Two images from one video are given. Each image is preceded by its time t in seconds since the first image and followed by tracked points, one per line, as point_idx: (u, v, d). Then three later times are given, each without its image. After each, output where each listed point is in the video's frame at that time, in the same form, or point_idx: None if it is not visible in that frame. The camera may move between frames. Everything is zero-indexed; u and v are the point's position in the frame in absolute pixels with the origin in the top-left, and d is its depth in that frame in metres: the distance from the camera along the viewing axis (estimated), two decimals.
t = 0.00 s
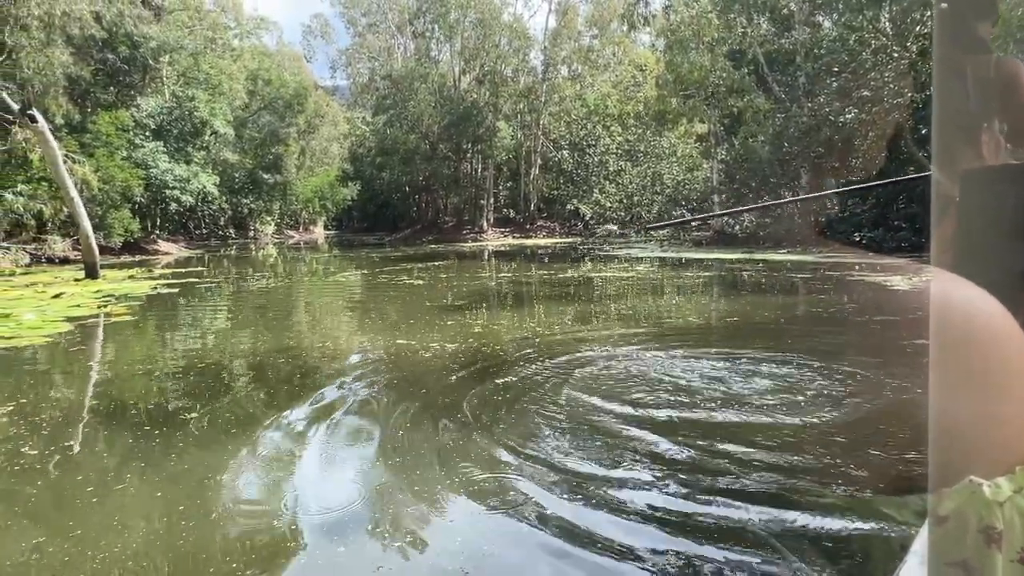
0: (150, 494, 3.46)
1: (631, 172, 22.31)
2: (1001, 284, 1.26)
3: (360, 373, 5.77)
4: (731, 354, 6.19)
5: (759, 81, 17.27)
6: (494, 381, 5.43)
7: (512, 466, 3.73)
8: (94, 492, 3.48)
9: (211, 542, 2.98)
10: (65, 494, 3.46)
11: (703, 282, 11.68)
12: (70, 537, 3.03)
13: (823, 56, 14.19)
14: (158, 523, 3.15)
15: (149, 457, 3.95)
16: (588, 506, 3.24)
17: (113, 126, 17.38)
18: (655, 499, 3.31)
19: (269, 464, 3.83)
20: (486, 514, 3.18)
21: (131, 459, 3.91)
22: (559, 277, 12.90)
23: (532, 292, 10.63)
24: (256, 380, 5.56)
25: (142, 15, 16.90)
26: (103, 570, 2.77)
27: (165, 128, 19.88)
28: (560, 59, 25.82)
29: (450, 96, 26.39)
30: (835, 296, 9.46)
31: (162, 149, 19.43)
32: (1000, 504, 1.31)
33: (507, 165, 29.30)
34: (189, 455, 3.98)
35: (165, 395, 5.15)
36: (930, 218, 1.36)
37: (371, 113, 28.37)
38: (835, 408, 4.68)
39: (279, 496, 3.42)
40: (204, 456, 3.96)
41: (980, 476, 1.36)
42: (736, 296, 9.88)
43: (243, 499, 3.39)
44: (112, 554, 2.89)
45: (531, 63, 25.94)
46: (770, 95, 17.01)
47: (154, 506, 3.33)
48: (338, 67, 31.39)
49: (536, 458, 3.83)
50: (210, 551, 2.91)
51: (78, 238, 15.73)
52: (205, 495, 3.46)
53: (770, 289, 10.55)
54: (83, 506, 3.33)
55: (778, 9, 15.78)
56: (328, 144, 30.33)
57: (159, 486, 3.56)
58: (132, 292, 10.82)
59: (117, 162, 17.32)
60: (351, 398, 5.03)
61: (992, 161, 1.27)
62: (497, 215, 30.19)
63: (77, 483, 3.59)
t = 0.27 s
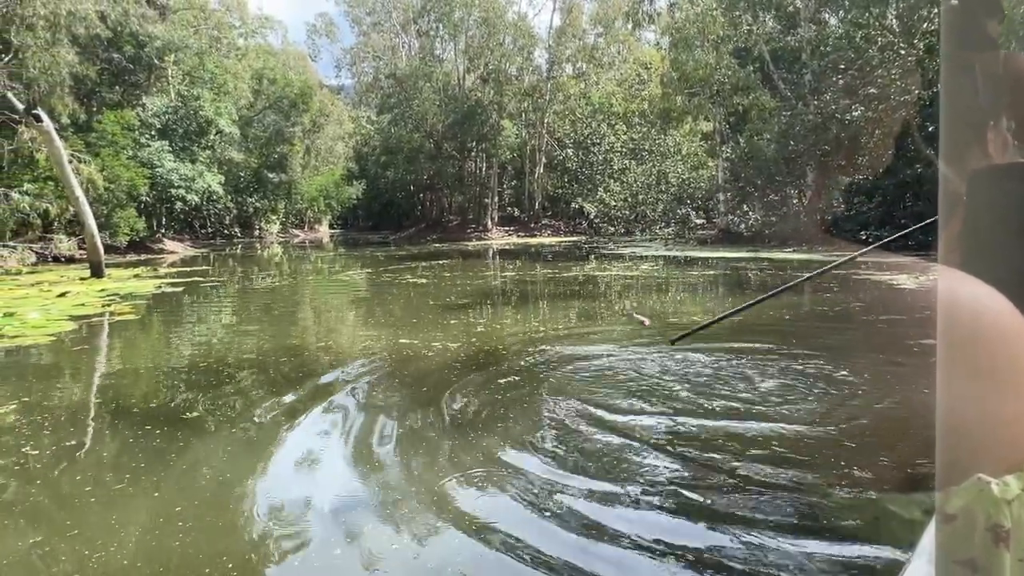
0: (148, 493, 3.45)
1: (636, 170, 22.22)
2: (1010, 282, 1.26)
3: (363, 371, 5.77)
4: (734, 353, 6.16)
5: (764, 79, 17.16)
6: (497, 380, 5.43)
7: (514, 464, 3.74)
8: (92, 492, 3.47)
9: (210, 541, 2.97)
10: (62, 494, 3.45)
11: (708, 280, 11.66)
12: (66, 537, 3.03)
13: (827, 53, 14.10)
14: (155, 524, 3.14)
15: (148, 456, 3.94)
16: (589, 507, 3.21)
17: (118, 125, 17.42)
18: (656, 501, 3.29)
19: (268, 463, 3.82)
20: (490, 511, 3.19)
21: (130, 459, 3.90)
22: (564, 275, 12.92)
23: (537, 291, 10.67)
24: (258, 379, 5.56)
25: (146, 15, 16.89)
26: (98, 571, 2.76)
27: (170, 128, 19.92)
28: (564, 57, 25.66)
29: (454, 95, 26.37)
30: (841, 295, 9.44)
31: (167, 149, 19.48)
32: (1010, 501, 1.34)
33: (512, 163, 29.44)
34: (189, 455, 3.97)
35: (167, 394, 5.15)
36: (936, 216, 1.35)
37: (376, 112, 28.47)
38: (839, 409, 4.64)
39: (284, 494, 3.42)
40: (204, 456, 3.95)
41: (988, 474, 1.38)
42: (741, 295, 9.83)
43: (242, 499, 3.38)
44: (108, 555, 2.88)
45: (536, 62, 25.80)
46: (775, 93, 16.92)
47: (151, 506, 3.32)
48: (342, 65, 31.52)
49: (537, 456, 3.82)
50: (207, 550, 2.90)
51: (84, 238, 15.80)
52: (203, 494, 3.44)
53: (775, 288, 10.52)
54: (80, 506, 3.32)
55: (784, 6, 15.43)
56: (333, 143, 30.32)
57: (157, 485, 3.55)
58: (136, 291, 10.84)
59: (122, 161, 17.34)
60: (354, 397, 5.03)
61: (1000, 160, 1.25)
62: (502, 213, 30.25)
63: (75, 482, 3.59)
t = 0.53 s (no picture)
0: (146, 494, 3.45)
1: (641, 168, 22.11)
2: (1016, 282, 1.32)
3: (366, 370, 5.77)
4: (740, 352, 6.13)
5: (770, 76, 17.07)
6: (500, 379, 5.41)
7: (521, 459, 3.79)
8: (89, 492, 3.47)
9: (211, 541, 2.97)
10: (60, 494, 3.45)
11: (713, 279, 11.62)
12: (63, 537, 3.02)
13: (833, 51, 13.93)
14: (152, 524, 3.13)
15: (147, 456, 3.93)
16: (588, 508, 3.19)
17: (124, 125, 17.46)
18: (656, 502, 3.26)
19: (269, 463, 3.82)
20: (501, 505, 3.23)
21: (128, 459, 3.90)
22: (568, 273, 12.90)
23: (541, 289, 10.66)
24: (258, 379, 5.55)
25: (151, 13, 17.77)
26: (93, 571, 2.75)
27: (176, 127, 19.94)
28: (569, 55, 26.25)
29: (459, 93, 26.32)
30: (848, 294, 9.40)
31: (173, 147, 19.55)
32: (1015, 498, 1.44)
33: (516, 162, 29.42)
34: (188, 455, 3.96)
35: (168, 393, 5.14)
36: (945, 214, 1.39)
37: (380, 110, 28.52)
38: (845, 408, 4.59)
39: (299, 489, 3.49)
40: (203, 456, 3.94)
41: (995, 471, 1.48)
42: (746, 294, 9.77)
43: (241, 498, 3.38)
44: (106, 555, 2.88)
45: (540, 60, 26.39)
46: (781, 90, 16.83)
47: (149, 507, 3.31)
48: (347, 63, 30.85)
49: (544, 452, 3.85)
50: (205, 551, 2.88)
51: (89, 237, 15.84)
52: (201, 494, 3.44)
53: (781, 286, 10.49)
54: (78, 506, 3.31)
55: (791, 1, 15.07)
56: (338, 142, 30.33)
57: (155, 485, 3.55)
58: (140, 290, 10.87)
59: (129, 160, 17.38)
60: (360, 395, 5.05)
61: (1007, 157, 1.30)
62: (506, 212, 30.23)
63: (73, 482, 3.58)
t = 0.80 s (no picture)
0: (144, 493, 3.44)
1: (646, 167, 21.98)
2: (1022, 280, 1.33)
3: (369, 369, 5.77)
4: (746, 352, 6.09)
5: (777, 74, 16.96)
6: (502, 378, 5.39)
7: (526, 457, 3.79)
8: (88, 490, 3.47)
9: (208, 540, 2.96)
10: (60, 492, 3.46)
11: (719, 278, 11.57)
12: (68, 534, 3.03)
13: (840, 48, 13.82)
14: (148, 523, 3.12)
15: (149, 455, 3.94)
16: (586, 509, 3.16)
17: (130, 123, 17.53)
18: (656, 501, 3.23)
19: (269, 462, 3.81)
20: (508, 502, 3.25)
21: (128, 457, 3.90)
22: (573, 272, 12.89)
23: (547, 287, 10.66)
24: (262, 377, 5.55)
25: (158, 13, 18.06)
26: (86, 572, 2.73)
27: (182, 125, 20.02)
28: (574, 53, 26.19)
29: (464, 91, 26.35)
30: (855, 292, 9.35)
31: (179, 146, 19.62)
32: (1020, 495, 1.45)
33: (522, 160, 29.42)
34: (188, 453, 3.96)
35: (171, 392, 5.14)
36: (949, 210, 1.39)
37: (385, 109, 28.61)
38: (851, 409, 4.54)
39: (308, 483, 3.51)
40: (202, 454, 3.94)
41: (1001, 467, 1.48)
42: (752, 293, 9.70)
43: (239, 498, 3.36)
44: (104, 554, 2.87)
45: (546, 58, 26.25)
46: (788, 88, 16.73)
47: (146, 506, 3.30)
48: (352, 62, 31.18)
49: (549, 450, 3.87)
50: (201, 551, 2.87)
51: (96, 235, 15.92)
52: (199, 493, 3.43)
53: (787, 285, 10.44)
54: (76, 504, 3.31)
55: None
56: (343, 141, 30.34)
57: (154, 484, 3.55)
58: (145, 288, 10.91)
59: (136, 159, 17.44)
60: (365, 394, 5.05)
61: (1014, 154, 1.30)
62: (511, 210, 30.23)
63: (73, 480, 3.59)
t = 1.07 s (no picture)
0: (146, 491, 3.44)
1: (653, 165, 21.88)
2: None
3: (373, 368, 5.77)
4: (751, 352, 6.06)
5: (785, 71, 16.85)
6: (506, 377, 5.39)
7: (531, 455, 3.78)
8: (90, 488, 3.47)
9: (209, 539, 2.95)
10: (61, 490, 3.46)
11: (724, 277, 11.52)
12: (72, 531, 3.05)
13: (848, 45, 13.67)
14: (148, 522, 3.12)
15: (152, 453, 3.94)
16: (588, 508, 3.14)
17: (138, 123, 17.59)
18: (659, 501, 3.20)
19: (271, 461, 3.80)
20: (512, 499, 3.25)
21: (132, 456, 3.91)
22: (578, 270, 12.86)
23: (552, 286, 10.63)
24: (266, 375, 5.56)
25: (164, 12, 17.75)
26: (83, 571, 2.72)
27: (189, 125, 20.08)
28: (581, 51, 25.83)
29: (470, 90, 26.33)
30: (863, 291, 9.28)
31: (186, 145, 19.71)
32: None
33: (528, 158, 29.38)
34: (191, 451, 3.96)
35: (176, 390, 5.15)
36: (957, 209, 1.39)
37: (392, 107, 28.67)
38: (857, 407, 4.52)
39: (314, 479, 3.53)
40: (204, 453, 3.94)
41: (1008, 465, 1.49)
42: (758, 292, 9.65)
43: (239, 497, 3.35)
44: (103, 553, 2.87)
45: (552, 57, 25.98)
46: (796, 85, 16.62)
47: (146, 505, 3.30)
48: (358, 60, 31.44)
49: (554, 449, 3.87)
50: (198, 550, 2.86)
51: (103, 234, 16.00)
52: (200, 492, 3.42)
53: (793, 284, 10.38)
54: (76, 503, 3.31)
55: None
56: (349, 140, 30.38)
57: (156, 482, 3.55)
58: (152, 286, 10.96)
59: (143, 158, 17.51)
60: (370, 392, 5.05)
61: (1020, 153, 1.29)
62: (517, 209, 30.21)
63: (76, 478, 3.60)
